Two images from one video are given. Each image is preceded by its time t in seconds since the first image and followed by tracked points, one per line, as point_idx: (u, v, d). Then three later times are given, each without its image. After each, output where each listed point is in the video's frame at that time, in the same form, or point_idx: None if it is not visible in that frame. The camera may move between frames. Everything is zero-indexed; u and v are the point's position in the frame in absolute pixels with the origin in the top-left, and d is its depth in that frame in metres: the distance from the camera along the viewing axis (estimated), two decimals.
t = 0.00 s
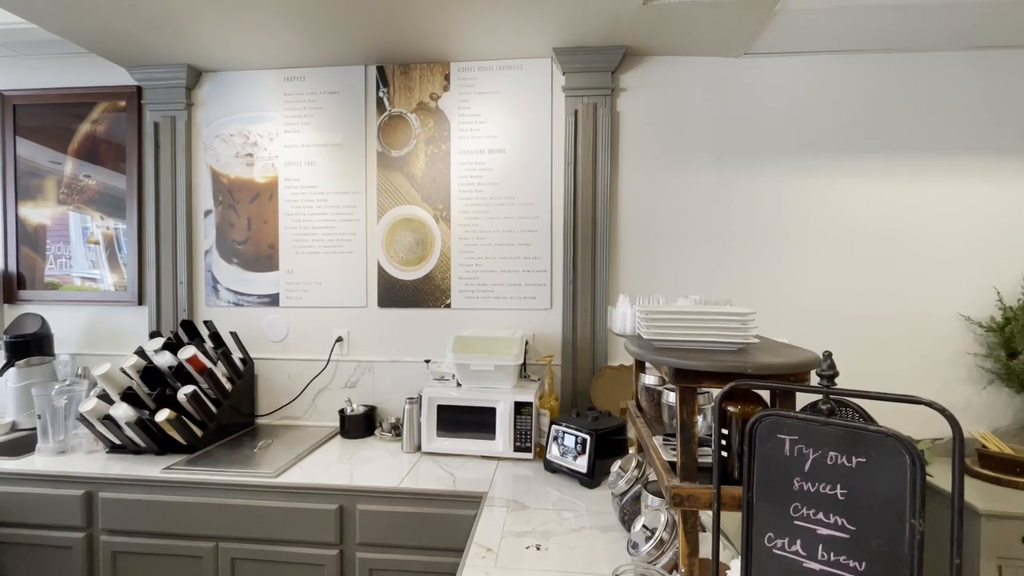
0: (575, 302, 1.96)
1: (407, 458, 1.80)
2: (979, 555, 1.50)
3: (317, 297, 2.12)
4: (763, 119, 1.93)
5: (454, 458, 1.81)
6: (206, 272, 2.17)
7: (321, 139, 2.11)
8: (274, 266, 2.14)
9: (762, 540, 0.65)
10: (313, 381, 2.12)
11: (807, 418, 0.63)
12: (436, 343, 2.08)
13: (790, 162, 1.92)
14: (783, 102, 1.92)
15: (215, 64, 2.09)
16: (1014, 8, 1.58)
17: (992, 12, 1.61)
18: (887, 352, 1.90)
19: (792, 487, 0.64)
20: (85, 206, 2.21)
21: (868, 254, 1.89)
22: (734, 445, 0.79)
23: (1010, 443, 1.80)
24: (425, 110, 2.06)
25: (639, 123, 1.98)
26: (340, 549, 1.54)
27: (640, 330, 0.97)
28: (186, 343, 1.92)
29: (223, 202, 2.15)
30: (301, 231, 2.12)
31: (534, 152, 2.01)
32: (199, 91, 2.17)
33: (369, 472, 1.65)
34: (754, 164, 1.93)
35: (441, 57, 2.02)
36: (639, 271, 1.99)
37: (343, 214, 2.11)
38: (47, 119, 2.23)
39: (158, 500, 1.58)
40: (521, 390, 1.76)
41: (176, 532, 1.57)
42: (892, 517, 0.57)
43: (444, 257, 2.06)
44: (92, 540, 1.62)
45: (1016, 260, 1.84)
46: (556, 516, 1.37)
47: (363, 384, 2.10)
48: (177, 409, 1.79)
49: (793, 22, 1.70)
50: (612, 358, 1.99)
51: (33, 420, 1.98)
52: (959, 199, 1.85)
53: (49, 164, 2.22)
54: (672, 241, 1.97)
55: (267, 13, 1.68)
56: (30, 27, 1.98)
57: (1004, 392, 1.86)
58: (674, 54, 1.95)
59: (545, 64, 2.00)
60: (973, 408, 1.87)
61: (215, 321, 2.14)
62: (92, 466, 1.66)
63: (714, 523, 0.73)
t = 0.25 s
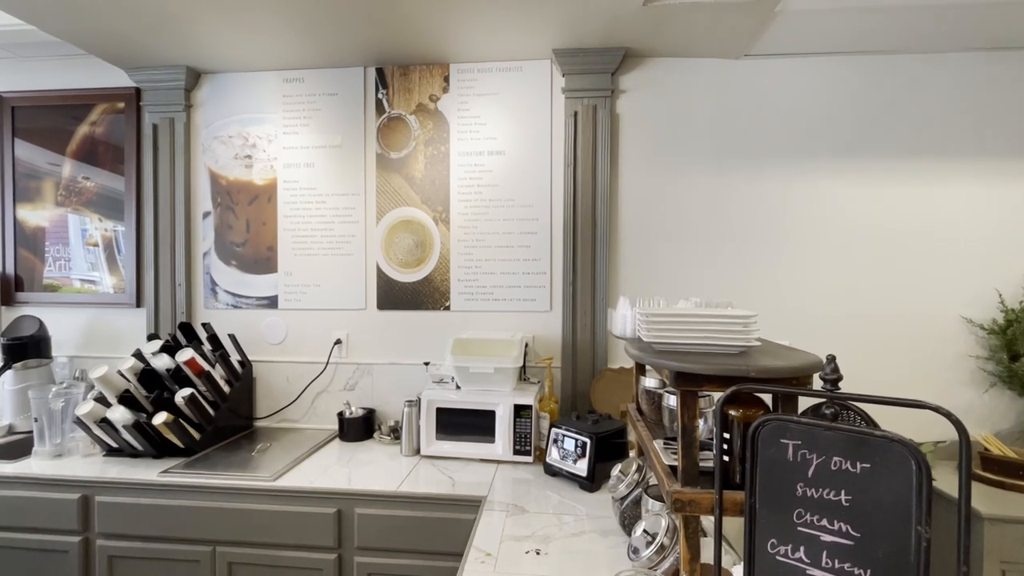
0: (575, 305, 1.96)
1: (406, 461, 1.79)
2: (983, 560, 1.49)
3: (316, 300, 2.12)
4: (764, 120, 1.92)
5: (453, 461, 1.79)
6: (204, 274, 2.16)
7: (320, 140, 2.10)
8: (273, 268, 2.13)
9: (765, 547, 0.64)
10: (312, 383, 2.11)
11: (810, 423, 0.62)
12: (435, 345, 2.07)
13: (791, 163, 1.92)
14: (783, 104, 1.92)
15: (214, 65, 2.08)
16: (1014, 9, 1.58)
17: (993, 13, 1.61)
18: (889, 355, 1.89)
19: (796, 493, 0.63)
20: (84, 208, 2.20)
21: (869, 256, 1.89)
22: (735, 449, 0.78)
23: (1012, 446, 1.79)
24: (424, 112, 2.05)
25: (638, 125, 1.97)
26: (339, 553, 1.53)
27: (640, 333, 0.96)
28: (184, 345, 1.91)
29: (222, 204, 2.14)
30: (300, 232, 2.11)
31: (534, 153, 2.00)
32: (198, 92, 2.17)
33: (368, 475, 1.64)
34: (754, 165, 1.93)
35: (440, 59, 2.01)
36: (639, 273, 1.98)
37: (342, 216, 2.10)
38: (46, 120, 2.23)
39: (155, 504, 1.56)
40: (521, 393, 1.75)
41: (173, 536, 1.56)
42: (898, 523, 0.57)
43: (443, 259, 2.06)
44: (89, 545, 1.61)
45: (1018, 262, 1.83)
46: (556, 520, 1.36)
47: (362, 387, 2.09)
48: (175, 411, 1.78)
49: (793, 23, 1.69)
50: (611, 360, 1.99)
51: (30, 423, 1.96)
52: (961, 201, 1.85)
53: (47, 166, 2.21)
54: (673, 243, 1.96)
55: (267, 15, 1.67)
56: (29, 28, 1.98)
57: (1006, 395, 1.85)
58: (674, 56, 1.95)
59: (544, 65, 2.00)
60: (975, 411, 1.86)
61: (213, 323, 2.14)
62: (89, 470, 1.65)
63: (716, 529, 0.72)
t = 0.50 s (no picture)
0: (576, 305, 1.95)
1: (406, 462, 1.78)
2: (985, 561, 1.48)
3: (315, 300, 2.11)
4: (764, 120, 1.92)
5: (453, 462, 1.79)
6: (204, 274, 2.16)
7: (319, 140, 2.10)
8: (272, 269, 2.13)
9: (767, 551, 0.63)
10: (312, 384, 2.11)
11: (813, 425, 0.61)
12: (435, 346, 2.07)
13: (792, 163, 1.91)
14: (784, 104, 1.91)
15: (213, 65, 2.08)
16: (1017, 8, 1.57)
17: (994, 13, 1.60)
18: (890, 355, 1.88)
19: (799, 496, 0.62)
20: (83, 208, 2.20)
21: (870, 256, 1.88)
22: (737, 450, 0.77)
23: (1014, 447, 1.78)
24: (424, 112, 2.05)
25: (639, 125, 1.96)
26: (338, 554, 1.52)
27: (641, 334, 0.96)
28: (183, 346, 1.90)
29: (222, 204, 2.14)
30: (300, 232, 2.11)
31: (534, 153, 1.99)
32: (197, 92, 2.16)
33: (367, 476, 1.63)
34: (755, 165, 1.92)
35: (440, 59, 2.01)
36: (640, 274, 1.97)
37: (342, 216, 2.10)
38: (45, 120, 2.22)
39: (154, 505, 1.56)
40: (521, 394, 1.74)
41: (172, 537, 1.56)
42: (902, 527, 0.56)
43: (443, 259, 2.05)
44: (88, 546, 1.60)
45: (1019, 262, 1.82)
46: (557, 521, 1.35)
47: (361, 387, 2.08)
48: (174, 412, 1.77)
49: (794, 23, 1.69)
50: (612, 361, 1.98)
51: (30, 423, 1.96)
52: (962, 201, 1.84)
53: (47, 166, 2.21)
54: (673, 243, 1.96)
55: (266, 14, 1.67)
56: (28, 28, 1.97)
57: (1008, 395, 1.84)
58: (675, 56, 1.94)
59: (544, 65, 1.99)
60: (977, 412, 1.85)
61: (212, 323, 2.13)
62: (88, 470, 1.65)
63: (717, 531, 0.72)
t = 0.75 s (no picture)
0: (576, 304, 1.95)
1: (407, 460, 1.79)
2: (985, 560, 1.49)
3: (316, 299, 2.11)
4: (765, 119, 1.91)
5: (454, 460, 1.79)
6: (204, 273, 2.16)
7: (320, 139, 2.09)
8: (273, 267, 2.13)
9: (768, 550, 0.63)
10: (313, 382, 2.11)
11: (814, 425, 0.61)
12: (436, 344, 2.07)
13: (793, 162, 1.91)
14: (786, 102, 1.91)
15: (213, 64, 2.08)
16: (1019, 6, 1.56)
17: (997, 11, 1.59)
18: (891, 354, 1.88)
19: (800, 496, 0.62)
20: (84, 207, 2.20)
21: (871, 255, 1.88)
22: (738, 450, 0.78)
23: (1015, 445, 1.78)
24: (424, 110, 2.05)
25: (640, 124, 1.96)
26: (339, 552, 1.53)
27: (642, 333, 0.96)
28: (184, 344, 1.91)
29: (222, 203, 2.14)
30: (300, 231, 2.11)
31: (535, 152, 1.99)
32: (198, 91, 2.16)
33: (368, 474, 1.64)
34: (756, 164, 1.92)
35: (441, 57, 2.00)
36: (640, 273, 1.97)
37: (342, 214, 2.10)
38: (46, 119, 2.22)
39: (155, 504, 1.56)
40: (521, 393, 1.75)
41: (174, 535, 1.56)
42: (904, 527, 0.56)
43: (444, 258, 2.05)
44: (89, 544, 1.61)
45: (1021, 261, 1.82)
46: (557, 520, 1.35)
47: (362, 386, 2.09)
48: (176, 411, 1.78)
49: (795, 21, 1.68)
50: (612, 360, 1.98)
51: (31, 422, 1.96)
52: (964, 200, 1.84)
53: (47, 165, 2.21)
54: (674, 242, 1.96)
55: (266, 13, 1.67)
56: (28, 27, 1.97)
57: (1009, 394, 1.84)
58: (676, 54, 1.94)
59: (545, 63, 1.99)
60: (978, 410, 1.86)
61: (213, 322, 2.13)
62: (90, 469, 1.65)
63: (718, 531, 0.72)
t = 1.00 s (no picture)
0: (577, 301, 1.95)
1: (408, 457, 1.79)
2: (984, 556, 1.49)
3: (317, 296, 2.11)
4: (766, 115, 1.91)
5: (455, 457, 1.80)
6: (205, 270, 2.16)
7: (320, 136, 2.09)
8: (274, 264, 2.13)
9: (768, 547, 0.64)
10: (313, 379, 2.11)
11: (814, 423, 0.61)
12: (437, 342, 2.07)
13: (794, 159, 1.90)
14: (787, 99, 1.90)
15: (213, 61, 2.07)
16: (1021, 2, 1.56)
17: (999, 7, 1.59)
18: (891, 351, 1.88)
19: (799, 493, 0.62)
20: (85, 204, 2.20)
21: (872, 252, 1.88)
22: (738, 446, 0.78)
23: (1015, 442, 1.79)
24: (424, 107, 2.04)
25: (640, 120, 1.96)
26: (341, 548, 1.54)
27: (642, 330, 0.96)
28: (185, 341, 1.91)
29: (223, 200, 2.14)
30: (301, 228, 2.11)
31: (535, 149, 1.99)
32: (197, 88, 2.16)
33: (369, 471, 1.64)
34: (757, 161, 1.92)
35: (441, 54, 2.00)
36: (640, 269, 1.97)
37: (343, 212, 2.10)
38: (45, 116, 2.22)
39: (158, 500, 1.57)
40: (522, 390, 1.75)
41: (176, 532, 1.57)
42: (902, 524, 0.56)
43: (444, 255, 2.05)
44: (92, 540, 1.61)
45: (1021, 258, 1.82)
46: (558, 516, 1.36)
47: (363, 383, 2.09)
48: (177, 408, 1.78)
49: (797, 18, 1.68)
50: (613, 357, 1.98)
51: (33, 419, 1.97)
52: (965, 197, 1.83)
53: (48, 162, 2.21)
54: (675, 239, 1.96)
55: (266, 10, 1.66)
56: (27, 23, 1.97)
57: (1008, 391, 1.85)
58: (676, 51, 1.93)
59: (545, 60, 1.98)
60: (977, 407, 1.86)
61: (214, 319, 2.14)
62: (92, 465, 1.66)
63: (719, 527, 0.72)
